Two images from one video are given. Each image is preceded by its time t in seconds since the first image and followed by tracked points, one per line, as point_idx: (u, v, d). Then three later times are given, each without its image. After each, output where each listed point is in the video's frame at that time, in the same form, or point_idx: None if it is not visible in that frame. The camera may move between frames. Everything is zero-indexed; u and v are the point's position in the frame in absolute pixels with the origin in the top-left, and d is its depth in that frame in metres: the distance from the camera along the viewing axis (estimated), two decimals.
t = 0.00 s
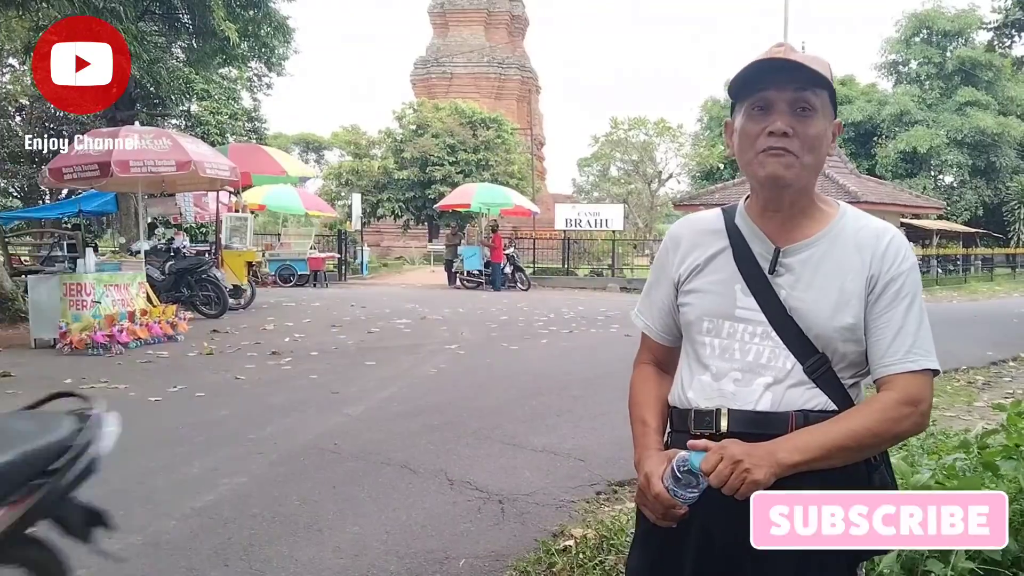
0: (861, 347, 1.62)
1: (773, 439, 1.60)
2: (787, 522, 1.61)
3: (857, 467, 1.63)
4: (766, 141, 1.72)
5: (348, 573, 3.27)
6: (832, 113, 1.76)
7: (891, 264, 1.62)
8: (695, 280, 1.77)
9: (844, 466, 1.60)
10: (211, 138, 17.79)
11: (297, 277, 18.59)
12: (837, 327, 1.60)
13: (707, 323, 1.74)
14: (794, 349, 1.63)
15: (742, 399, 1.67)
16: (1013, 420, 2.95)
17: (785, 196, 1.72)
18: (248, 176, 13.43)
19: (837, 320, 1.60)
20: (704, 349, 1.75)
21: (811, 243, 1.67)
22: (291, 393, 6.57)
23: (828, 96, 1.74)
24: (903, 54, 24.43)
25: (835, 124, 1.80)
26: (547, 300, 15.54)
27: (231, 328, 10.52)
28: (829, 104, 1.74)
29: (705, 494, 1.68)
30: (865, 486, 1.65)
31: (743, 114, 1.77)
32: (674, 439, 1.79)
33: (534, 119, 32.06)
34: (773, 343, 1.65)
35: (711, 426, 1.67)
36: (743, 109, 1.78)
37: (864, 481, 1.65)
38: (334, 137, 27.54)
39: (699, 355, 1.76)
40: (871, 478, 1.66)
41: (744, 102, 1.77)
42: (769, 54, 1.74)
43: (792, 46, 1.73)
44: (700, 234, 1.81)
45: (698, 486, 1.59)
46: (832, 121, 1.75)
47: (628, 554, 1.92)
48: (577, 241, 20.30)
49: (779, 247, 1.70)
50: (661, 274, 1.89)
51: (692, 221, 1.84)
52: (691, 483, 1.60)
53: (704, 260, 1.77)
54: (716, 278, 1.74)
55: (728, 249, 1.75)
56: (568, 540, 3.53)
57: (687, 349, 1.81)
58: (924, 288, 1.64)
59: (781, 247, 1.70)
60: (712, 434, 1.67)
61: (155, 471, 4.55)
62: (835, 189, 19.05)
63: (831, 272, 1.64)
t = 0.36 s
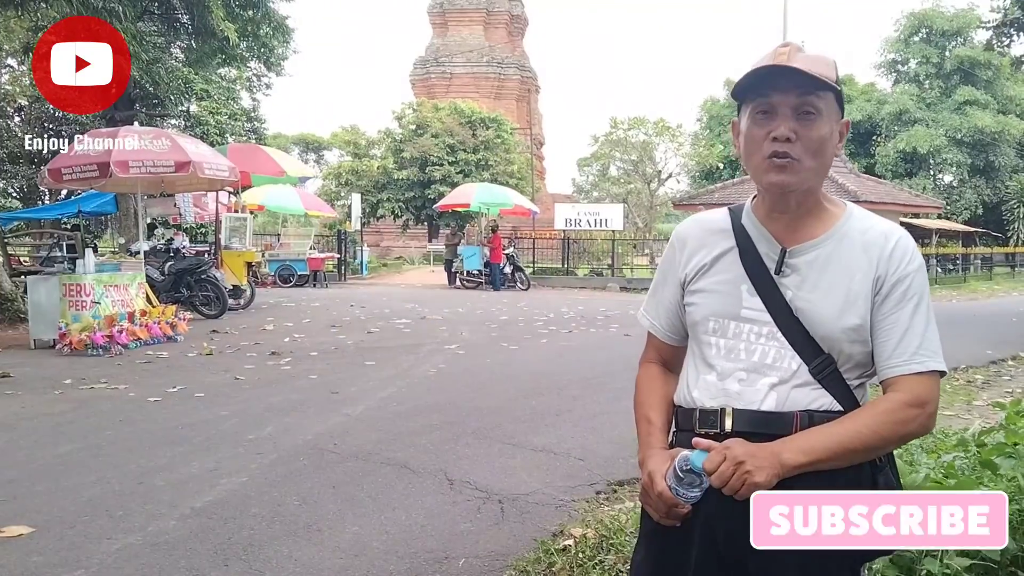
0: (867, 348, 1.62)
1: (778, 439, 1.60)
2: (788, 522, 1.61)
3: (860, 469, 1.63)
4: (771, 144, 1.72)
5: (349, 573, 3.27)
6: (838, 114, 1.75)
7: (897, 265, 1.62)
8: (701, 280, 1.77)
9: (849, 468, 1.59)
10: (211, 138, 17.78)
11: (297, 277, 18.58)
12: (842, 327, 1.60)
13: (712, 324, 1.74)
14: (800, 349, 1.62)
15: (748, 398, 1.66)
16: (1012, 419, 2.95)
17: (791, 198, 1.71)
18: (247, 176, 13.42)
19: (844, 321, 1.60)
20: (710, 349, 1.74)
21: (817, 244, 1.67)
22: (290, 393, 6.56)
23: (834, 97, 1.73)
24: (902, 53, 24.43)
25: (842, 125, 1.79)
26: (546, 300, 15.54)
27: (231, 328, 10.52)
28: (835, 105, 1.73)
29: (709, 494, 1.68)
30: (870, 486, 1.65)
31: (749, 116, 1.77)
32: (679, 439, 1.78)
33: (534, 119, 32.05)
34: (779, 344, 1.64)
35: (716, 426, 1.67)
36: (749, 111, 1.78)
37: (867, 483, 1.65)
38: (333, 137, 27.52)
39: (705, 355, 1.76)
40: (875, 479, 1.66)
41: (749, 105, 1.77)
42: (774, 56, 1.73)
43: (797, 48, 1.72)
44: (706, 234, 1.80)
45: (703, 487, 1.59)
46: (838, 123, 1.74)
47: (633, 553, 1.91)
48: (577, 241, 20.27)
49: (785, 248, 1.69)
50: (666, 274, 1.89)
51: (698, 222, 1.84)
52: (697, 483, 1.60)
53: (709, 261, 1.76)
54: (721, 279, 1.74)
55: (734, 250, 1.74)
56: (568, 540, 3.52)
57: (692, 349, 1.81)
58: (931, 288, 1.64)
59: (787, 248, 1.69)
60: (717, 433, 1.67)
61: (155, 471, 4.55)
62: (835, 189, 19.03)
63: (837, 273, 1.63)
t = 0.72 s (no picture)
0: (869, 350, 1.61)
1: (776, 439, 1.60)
2: (788, 523, 1.60)
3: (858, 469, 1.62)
4: (769, 147, 1.71)
5: (348, 573, 3.27)
6: (838, 114, 1.74)
7: (900, 266, 1.60)
8: (707, 281, 1.78)
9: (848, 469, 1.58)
10: (211, 138, 17.79)
11: (297, 277, 18.59)
12: (844, 330, 1.59)
13: (716, 325, 1.75)
14: (802, 351, 1.62)
15: (747, 398, 1.66)
16: (1012, 419, 2.95)
17: (794, 200, 1.70)
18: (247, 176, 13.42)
19: (845, 323, 1.59)
20: (713, 350, 1.75)
21: (821, 246, 1.66)
22: (289, 394, 6.55)
23: (832, 98, 1.71)
24: (902, 54, 24.42)
25: (845, 123, 1.77)
26: (546, 300, 15.55)
27: (230, 328, 10.51)
28: (833, 106, 1.71)
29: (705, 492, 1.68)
30: (868, 487, 1.64)
31: (747, 121, 1.77)
32: (681, 438, 1.79)
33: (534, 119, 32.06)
34: (780, 345, 1.64)
35: (713, 425, 1.67)
36: (747, 115, 1.78)
37: (865, 483, 1.64)
38: (333, 137, 27.53)
39: (709, 355, 1.76)
40: (877, 479, 1.65)
41: (747, 109, 1.77)
42: (770, 60, 1.73)
43: (793, 50, 1.72)
44: (712, 236, 1.81)
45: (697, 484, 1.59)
46: (837, 123, 1.73)
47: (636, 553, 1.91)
48: (578, 241, 20.27)
49: (787, 249, 1.69)
50: (674, 275, 1.89)
51: (705, 223, 1.85)
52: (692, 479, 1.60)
53: (715, 261, 1.77)
54: (725, 280, 1.74)
55: (738, 251, 1.74)
56: (567, 540, 3.52)
57: (697, 349, 1.81)
58: (935, 290, 1.62)
59: (789, 250, 1.69)
60: (716, 432, 1.67)
61: (154, 471, 4.54)
62: (835, 189, 19.02)
63: (837, 275, 1.62)
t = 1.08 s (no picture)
0: (863, 353, 1.58)
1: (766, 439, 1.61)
2: (790, 522, 1.60)
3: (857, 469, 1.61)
4: (750, 150, 1.71)
5: (348, 573, 3.26)
6: (823, 109, 1.70)
7: (895, 267, 1.57)
8: (707, 280, 1.79)
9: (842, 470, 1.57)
10: (211, 138, 17.80)
11: (297, 277, 18.60)
12: (836, 332, 1.57)
13: (715, 324, 1.77)
14: (794, 353, 1.61)
15: (738, 398, 1.68)
16: (1011, 420, 2.95)
17: (785, 199, 1.68)
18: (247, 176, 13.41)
19: (837, 326, 1.57)
20: (712, 350, 1.77)
21: (814, 245, 1.64)
22: (289, 394, 6.54)
23: (813, 93, 1.68)
24: (902, 54, 24.41)
25: (836, 116, 1.72)
26: (546, 300, 15.55)
27: (230, 328, 10.51)
28: (814, 101, 1.68)
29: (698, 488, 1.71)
30: (867, 487, 1.63)
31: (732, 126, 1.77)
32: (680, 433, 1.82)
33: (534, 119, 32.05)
34: (773, 346, 1.64)
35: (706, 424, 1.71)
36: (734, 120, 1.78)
37: (865, 483, 1.62)
38: (334, 137, 27.53)
39: (708, 354, 1.79)
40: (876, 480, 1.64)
41: (732, 114, 1.77)
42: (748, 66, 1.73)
43: (769, 53, 1.71)
44: (714, 236, 1.82)
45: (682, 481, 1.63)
46: (824, 117, 1.69)
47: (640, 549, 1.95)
48: (578, 242, 20.26)
49: (781, 250, 1.68)
50: (681, 275, 1.91)
51: (711, 223, 1.86)
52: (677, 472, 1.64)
53: (715, 262, 1.78)
54: (723, 280, 1.76)
55: (738, 251, 1.75)
56: (567, 541, 3.51)
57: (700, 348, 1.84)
58: (935, 291, 1.57)
59: (782, 250, 1.68)
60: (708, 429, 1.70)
61: (154, 471, 4.54)
62: (835, 189, 19.00)
63: (830, 276, 1.60)
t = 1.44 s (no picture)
0: (851, 353, 1.59)
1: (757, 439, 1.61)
2: (787, 523, 1.62)
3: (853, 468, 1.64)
4: (724, 155, 1.73)
5: (349, 573, 3.28)
6: (795, 104, 1.68)
7: (881, 269, 1.57)
8: (701, 277, 1.81)
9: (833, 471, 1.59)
10: (211, 138, 17.83)
11: (297, 277, 18.61)
12: (824, 332, 1.58)
13: (706, 323, 1.79)
14: (783, 353, 1.62)
15: (728, 399, 1.70)
16: (1011, 420, 2.97)
17: (764, 200, 1.70)
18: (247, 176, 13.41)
19: (824, 326, 1.58)
20: (703, 348, 1.79)
21: (801, 244, 1.66)
22: (289, 394, 6.55)
23: (780, 92, 1.67)
24: (901, 53, 24.42)
25: (816, 108, 1.69)
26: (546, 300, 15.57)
27: (230, 328, 10.52)
28: (783, 98, 1.67)
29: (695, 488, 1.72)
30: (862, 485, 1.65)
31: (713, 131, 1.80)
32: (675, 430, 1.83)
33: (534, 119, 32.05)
34: (763, 347, 1.66)
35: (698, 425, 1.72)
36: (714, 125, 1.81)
37: (861, 483, 1.65)
38: (333, 137, 27.55)
39: (700, 352, 1.81)
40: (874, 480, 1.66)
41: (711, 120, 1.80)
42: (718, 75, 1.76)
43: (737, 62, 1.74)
44: (709, 232, 1.84)
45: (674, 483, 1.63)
46: (796, 112, 1.67)
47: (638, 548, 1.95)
48: (577, 241, 20.28)
49: (769, 250, 1.70)
50: (676, 272, 1.93)
51: (706, 220, 1.88)
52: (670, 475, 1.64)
53: (708, 259, 1.80)
54: (714, 279, 1.77)
55: (729, 250, 1.77)
56: (567, 541, 3.52)
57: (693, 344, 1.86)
58: (925, 293, 1.57)
59: (772, 250, 1.70)
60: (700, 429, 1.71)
61: (155, 471, 4.56)
62: (835, 188, 19.01)
63: (816, 276, 1.61)
